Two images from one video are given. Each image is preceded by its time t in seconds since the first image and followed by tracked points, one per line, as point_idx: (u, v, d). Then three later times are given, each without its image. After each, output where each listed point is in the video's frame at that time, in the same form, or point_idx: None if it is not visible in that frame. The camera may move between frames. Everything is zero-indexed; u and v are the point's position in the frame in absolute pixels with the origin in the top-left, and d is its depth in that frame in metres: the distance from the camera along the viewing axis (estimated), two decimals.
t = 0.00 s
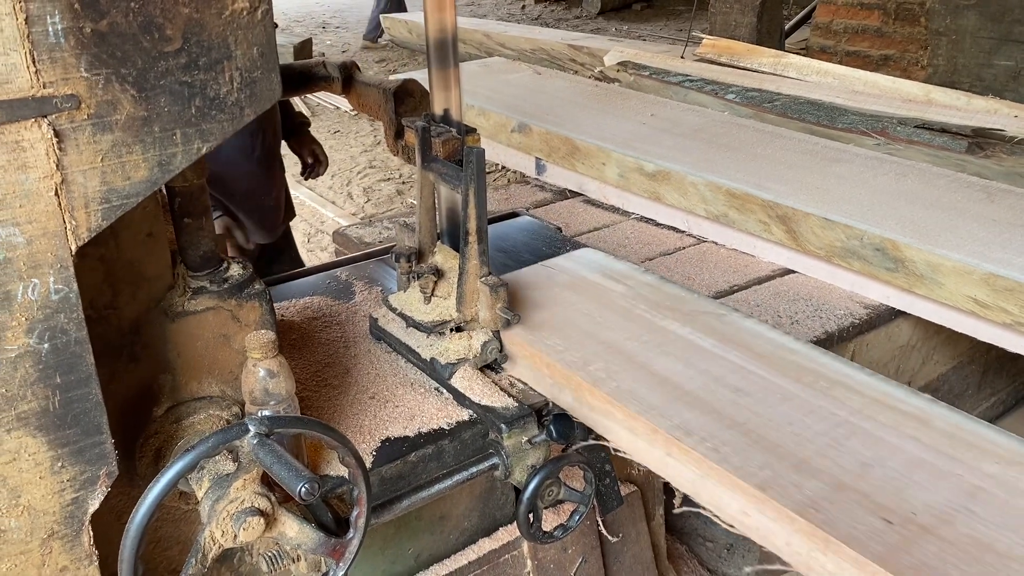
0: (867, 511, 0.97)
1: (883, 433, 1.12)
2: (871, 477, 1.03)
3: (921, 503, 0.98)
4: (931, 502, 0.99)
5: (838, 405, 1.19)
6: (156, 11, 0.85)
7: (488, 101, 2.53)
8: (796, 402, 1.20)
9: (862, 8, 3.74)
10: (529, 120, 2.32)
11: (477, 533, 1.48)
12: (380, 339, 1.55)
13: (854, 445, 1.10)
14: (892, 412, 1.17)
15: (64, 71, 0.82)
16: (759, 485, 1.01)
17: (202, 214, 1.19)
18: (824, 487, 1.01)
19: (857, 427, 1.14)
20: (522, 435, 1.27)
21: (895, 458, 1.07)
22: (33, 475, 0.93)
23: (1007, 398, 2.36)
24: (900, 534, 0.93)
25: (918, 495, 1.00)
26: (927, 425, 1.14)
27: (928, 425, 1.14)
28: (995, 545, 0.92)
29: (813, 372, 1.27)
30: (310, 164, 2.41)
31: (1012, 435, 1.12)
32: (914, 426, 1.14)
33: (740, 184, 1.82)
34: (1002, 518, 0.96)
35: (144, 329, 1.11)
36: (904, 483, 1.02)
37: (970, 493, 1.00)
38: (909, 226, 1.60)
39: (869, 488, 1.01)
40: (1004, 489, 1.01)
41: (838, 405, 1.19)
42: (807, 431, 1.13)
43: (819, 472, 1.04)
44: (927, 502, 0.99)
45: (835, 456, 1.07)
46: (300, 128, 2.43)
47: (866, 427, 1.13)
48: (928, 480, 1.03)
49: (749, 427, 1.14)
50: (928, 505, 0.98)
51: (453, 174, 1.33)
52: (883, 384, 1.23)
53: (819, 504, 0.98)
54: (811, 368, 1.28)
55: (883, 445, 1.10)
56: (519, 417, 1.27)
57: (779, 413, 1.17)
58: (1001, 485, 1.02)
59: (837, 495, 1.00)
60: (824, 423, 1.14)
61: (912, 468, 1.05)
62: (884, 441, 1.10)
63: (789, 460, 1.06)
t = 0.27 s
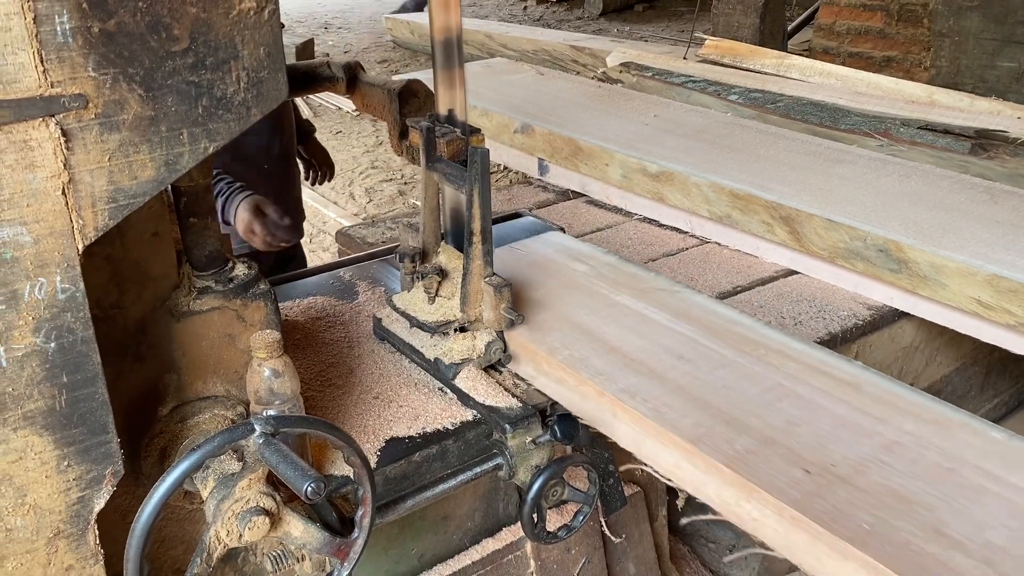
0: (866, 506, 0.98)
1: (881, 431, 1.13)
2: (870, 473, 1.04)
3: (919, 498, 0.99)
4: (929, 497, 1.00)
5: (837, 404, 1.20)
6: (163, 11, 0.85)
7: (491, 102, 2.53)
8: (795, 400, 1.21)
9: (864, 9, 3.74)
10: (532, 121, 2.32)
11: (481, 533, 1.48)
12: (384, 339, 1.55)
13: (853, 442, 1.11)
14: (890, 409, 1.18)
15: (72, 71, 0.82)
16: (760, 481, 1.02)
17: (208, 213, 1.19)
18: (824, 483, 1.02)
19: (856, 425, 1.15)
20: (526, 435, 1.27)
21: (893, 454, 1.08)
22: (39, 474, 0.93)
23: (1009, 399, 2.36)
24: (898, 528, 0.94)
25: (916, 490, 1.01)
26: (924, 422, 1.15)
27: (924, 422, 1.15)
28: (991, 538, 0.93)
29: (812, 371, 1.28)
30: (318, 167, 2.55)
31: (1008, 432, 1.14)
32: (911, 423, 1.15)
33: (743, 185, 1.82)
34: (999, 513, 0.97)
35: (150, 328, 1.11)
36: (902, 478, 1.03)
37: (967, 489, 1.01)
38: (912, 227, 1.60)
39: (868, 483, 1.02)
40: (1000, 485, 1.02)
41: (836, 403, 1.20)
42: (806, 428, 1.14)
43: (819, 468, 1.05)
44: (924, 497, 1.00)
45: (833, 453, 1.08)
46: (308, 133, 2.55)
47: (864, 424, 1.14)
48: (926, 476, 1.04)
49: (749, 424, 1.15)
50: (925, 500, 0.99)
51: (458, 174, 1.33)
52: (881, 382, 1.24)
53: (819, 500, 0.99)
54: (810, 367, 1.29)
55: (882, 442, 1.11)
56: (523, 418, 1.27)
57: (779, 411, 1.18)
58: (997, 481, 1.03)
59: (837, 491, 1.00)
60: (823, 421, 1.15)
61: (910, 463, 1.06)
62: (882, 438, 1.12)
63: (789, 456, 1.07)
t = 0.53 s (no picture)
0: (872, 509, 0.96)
1: (887, 432, 1.11)
2: (876, 475, 1.02)
3: (925, 500, 0.97)
4: (936, 500, 0.97)
5: (841, 403, 1.17)
6: (169, 8, 0.85)
7: (494, 102, 2.53)
8: (799, 400, 1.18)
9: (868, 11, 3.73)
10: (535, 121, 2.32)
11: (484, 534, 1.47)
12: (387, 338, 1.55)
13: (858, 443, 1.08)
14: (895, 410, 1.15)
15: (78, 69, 0.82)
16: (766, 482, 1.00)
17: (212, 212, 1.19)
18: (828, 484, 1.00)
19: (861, 425, 1.12)
20: (531, 436, 1.27)
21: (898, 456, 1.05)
22: (44, 473, 0.93)
23: (1013, 401, 2.36)
24: (905, 531, 0.92)
25: (924, 493, 0.99)
26: (931, 424, 1.12)
27: (931, 424, 1.12)
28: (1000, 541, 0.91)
29: (817, 370, 1.25)
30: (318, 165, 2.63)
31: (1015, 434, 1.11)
32: (917, 424, 1.12)
33: (747, 185, 1.82)
34: (1007, 515, 0.95)
35: (154, 327, 1.11)
36: (909, 480, 1.01)
37: (975, 492, 0.99)
38: (917, 228, 1.59)
39: (873, 485, 1.00)
40: (1009, 487, 1.00)
41: (841, 403, 1.17)
42: (810, 429, 1.11)
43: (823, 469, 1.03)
44: (929, 497, 0.98)
45: (839, 454, 1.06)
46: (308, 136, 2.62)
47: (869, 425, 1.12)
48: (932, 478, 1.01)
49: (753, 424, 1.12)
50: (932, 502, 0.97)
51: (462, 174, 1.33)
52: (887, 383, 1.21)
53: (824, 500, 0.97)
54: (815, 367, 1.26)
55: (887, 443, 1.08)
56: (527, 418, 1.26)
57: (783, 411, 1.15)
58: (1005, 483, 1.01)
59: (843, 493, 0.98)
60: (827, 422, 1.13)
61: (917, 466, 1.04)
62: (888, 439, 1.09)
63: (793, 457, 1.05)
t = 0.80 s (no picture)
0: (874, 509, 0.97)
1: (885, 434, 1.11)
2: (876, 476, 1.03)
3: (925, 501, 0.98)
4: (936, 500, 0.99)
5: (840, 403, 1.18)
6: (174, 12, 0.85)
7: (496, 104, 2.53)
8: (799, 401, 1.19)
9: (870, 13, 3.73)
10: (537, 123, 2.32)
11: (486, 536, 1.48)
12: (390, 340, 1.55)
13: (858, 443, 1.09)
14: (894, 410, 1.16)
15: (83, 72, 0.82)
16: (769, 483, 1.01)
17: (216, 215, 1.19)
18: (829, 485, 1.01)
19: (860, 426, 1.13)
20: (533, 438, 1.27)
21: (897, 457, 1.07)
22: (48, 475, 0.93)
23: (1014, 404, 2.36)
24: (907, 532, 0.93)
25: (923, 494, 1.00)
26: (929, 424, 1.14)
27: (930, 424, 1.13)
28: (998, 541, 0.92)
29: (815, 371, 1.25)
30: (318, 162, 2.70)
31: (1012, 434, 1.12)
32: (916, 425, 1.14)
33: (749, 188, 1.82)
34: (1005, 515, 0.96)
35: (158, 330, 1.11)
36: (909, 481, 1.02)
37: (973, 492, 1.00)
38: (919, 231, 1.59)
39: (874, 486, 1.01)
40: (1005, 490, 1.01)
41: (840, 404, 1.19)
42: (810, 429, 1.12)
43: (825, 470, 1.04)
44: (926, 499, 0.99)
45: (838, 455, 1.07)
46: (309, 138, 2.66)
47: (868, 426, 1.13)
48: (932, 478, 1.03)
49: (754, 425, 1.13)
50: (932, 502, 0.98)
51: (465, 177, 1.33)
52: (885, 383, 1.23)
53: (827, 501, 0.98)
54: (814, 367, 1.27)
55: (886, 443, 1.09)
56: (529, 421, 1.27)
57: (783, 411, 1.16)
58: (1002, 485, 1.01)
59: (845, 494, 0.99)
60: (826, 422, 1.14)
61: (916, 466, 1.05)
62: (887, 439, 1.10)
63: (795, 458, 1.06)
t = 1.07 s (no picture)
0: (858, 499, 0.95)
1: (882, 426, 1.10)
2: (863, 467, 1.01)
3: (913, 492, 0.96)
4: (931, 491, 0.97)
5: (832, 399, 1.16)
6: (179, 12, 0.85)
7: (499, 106, 2.53)
8: (790, 395, 1.18)
9: (872, 15, 3.74)
10: (540, 124, 2.32)
11: (488, 537, 1.48)
12: (392, 341, 1.55)
13: (846, 436, 1.08)
14: (886, 406, 1.14)
15: (89, 72, 0.82)
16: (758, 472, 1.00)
17: (220, 215, 1.19)
18: (814, 475, 0.99)
19: (851, 420, 1.11)
20: (536, 439, 1.27)
21: (885, 450, 1.04)
22: (51, 474, 0.93)
23: (1016, 406, 2.36)
24: (890, 521, 0.91)
25: (920, 484, 0.98)
26: (922, 421, 1.11)
27: (923, 421, 1.11)
28: (983, 534, 0.90)
29: (812, 367, 1.24)
30: (319, 159, 2.69)
31: (1008, 435, 1.09)
32: (908, 420, 1.11)
33: (751, 189, 1.82)
34: (994, 510, 0.94)
35: (162, 330, 1.11)
36: (896, 473, 1.00)
37: (961, 487, 0.98)
38: (921, 232, 1.59)
39: (858, 477, 0.99)
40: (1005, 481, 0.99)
41: (836, 397, 1.17)
42: (798, 422, 1.11)
43: (809, 459, 1.02)
44: (921, 489, 0.97)
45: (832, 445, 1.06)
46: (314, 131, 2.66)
47: (859, 420, 1.11)
48: (919, 472, 1.00)
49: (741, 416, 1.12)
50: (918, 495, 0.96)
51: (468, 177, 1.33)
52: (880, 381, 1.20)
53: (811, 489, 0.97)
54: (808, 364, 1.25)
55: (875, 437, 1.07)
56: (532, 421, 1.26)
57: (772, 405, 1.15)
58: (1001, 478, 1.00)
59: (830, 483, 0.98)
60: (816, 416, 1.12)
61: (905, 460, 1.03)
62: (883, 430, 1.09)
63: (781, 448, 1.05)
